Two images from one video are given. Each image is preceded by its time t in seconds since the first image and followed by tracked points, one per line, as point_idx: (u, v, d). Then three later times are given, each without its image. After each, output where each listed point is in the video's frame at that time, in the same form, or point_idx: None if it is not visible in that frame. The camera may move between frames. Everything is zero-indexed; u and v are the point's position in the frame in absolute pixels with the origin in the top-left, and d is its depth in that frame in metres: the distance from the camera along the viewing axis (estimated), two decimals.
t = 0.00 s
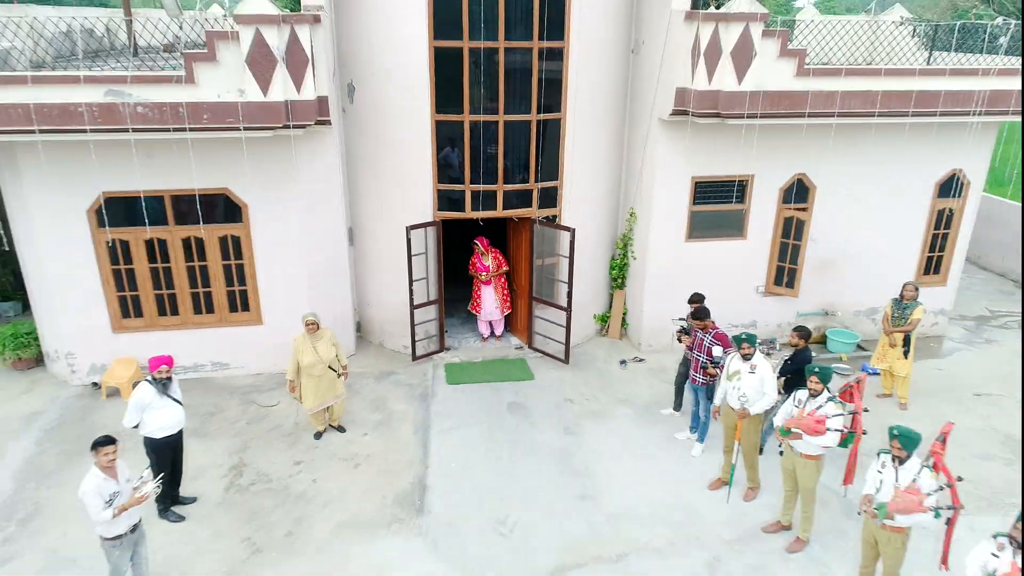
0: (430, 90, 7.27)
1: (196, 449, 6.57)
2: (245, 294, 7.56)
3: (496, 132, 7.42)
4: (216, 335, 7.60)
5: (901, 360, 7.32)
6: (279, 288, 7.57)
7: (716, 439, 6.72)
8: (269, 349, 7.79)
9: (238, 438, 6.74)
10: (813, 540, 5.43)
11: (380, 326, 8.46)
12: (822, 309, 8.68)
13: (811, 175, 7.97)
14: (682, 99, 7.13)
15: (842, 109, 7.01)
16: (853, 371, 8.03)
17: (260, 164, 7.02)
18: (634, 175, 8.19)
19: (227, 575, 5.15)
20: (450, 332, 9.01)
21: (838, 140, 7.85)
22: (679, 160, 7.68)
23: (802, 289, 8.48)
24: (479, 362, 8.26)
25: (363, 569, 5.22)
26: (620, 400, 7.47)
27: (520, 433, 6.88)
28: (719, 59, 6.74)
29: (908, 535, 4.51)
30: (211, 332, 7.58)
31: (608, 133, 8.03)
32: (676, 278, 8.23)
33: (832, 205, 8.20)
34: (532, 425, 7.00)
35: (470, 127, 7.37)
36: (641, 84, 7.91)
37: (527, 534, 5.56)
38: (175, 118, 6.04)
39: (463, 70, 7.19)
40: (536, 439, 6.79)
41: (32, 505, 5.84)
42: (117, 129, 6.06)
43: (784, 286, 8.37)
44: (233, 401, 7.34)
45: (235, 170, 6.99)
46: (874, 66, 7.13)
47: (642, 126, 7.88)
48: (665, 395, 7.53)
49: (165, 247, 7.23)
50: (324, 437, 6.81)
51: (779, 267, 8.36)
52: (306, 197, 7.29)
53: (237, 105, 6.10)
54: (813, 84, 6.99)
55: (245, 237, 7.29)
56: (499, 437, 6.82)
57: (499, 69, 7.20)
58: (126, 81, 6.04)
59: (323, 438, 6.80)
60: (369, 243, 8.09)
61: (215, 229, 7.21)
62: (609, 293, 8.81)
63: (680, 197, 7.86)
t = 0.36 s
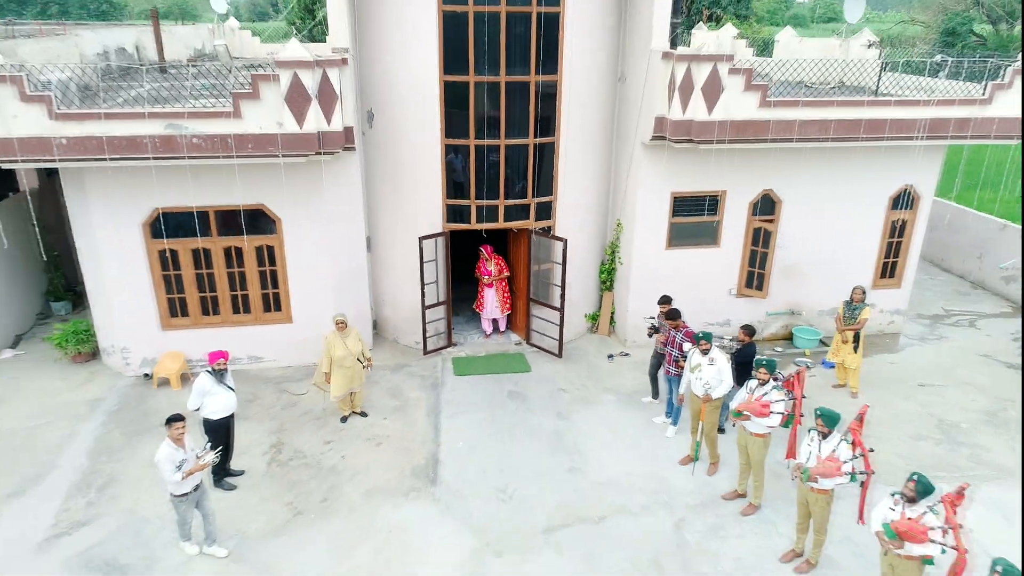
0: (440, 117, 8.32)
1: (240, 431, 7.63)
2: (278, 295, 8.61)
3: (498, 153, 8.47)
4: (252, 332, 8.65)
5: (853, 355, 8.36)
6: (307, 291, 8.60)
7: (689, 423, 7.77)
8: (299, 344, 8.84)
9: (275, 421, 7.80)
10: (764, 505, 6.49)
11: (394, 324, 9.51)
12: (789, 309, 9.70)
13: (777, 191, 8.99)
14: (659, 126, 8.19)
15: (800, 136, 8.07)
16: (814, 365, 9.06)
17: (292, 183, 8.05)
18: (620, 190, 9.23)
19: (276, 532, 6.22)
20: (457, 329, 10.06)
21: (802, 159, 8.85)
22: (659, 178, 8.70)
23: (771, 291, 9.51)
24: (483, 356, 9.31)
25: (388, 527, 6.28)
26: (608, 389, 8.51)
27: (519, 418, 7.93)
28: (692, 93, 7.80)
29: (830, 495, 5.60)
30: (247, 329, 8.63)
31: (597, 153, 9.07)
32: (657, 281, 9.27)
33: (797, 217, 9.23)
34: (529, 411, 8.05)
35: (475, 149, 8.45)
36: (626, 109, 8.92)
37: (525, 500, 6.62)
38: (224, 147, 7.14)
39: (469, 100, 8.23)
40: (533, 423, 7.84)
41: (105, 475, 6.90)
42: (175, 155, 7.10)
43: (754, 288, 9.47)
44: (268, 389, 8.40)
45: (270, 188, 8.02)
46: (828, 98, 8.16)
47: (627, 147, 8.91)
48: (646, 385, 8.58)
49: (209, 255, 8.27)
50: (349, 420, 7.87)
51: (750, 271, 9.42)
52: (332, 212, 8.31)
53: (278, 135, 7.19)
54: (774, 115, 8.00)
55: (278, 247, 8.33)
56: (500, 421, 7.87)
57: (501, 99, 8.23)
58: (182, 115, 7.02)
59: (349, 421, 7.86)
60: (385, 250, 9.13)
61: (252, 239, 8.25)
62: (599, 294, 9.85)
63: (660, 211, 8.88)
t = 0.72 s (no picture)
0: (449, 144, 9.39)
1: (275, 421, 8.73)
2: (305, 301, 9.70)
3: (500, 175, 9.55)
4: (282, 334, 9.75)
5: (814, 355, 9.44)
6: (331, 297, 9.69)
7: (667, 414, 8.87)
8: (323, 344, 9.95)
9: (305, 412, 8.91)
10: (728, 485, 7.60)
11: (407, 326, 10.62)
12: (761, 313, 10.78)
13: (749, 207, 10.05)
14: (642, 152, 9.32)
15: (766, 161, 9.16)
16: (782, 363, 10.15)
17: (319, 203, 9.14)
18: (609, 207, 10.32)
19: (313, 506, 7.33)
20: (463, 330, 11.15)
21: (771, 180, 9.91)
22: (644, 196, 9.77)
23: (745, 297, 10.59)
24: (487, 355, 10.41)
25: (407, 502, 7.39)
26: (597, 385, 9.61)
27: (519, 410, 9.03)
28: (670, 125, 8.86)
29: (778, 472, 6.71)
30: (278, 331, 9.74)
31: (589, 173, 10.14)
32: (643, 289, 10.34)
33: (767, 231, 10.29)
34: (528, 404, 9.15)
35: (479, 171, 9.54)
36: (615, 135, 10.00)
37: (523, 480, 7.73)
38: (262, 174, 8.27)
39: (475, 129, 9.31)
40: (531, 414, 8.94)
41: (163, 458, 8.01)
42: (220, 181, 8.22)
43: (730, 294, 10.61)
44: (297, 385, 9.52)
45: (300, 208, 9.11)
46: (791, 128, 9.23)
47: (616, 168, 9.99)
48: (631, 381, 9.67)
49: (244, 266, 9.36)
50: (370, 412, 8.97)
51: (726, 279, 10.52)
52: (353, 228, 9.40)
53: (309, 163, 8.31)
54: (743, 143, 9.08)
55: (306, 259, 9.43)
56: (502, 413, 8.98)
57: (503, 128, 9.31)
58: (227, 147, 8.13)
59: (369, 412, 8.96)
60: (400, 260, 10.22)
61: (283, 251, 9.35)
62: (591, 298, 10.94)
63: (645, 226, 9.95)
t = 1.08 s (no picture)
0: (456, 166, 10.54)
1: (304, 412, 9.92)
2: (328, 306, 10.87)
3: (502, 194, 10.70)
4: (307, 335, 10.92)
5: (782, 355, 10.60)
6: (351, 303, 10.86)
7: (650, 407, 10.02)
8: (344, 345, 11.11)
9: (330, 405, 10.08)
10: (700, 468, 8.76)
11: (418, 328, 11.77)
12: (738, 316, 11.93)
13: (726, 222, 11.18)
14: (629, 175, 10.46)
15: (738, 183, 10.34)
16: (755, 362, 11.30)
17: (341, 220, 10.29)
18: (601, 221, 11.46)
19: (341, 486, 8.51)
20: (468, 331, 12.30)
21: (745, 198, 11.05)
22: (631, 213, 10.90)
23: (722, 302, 11.74)
24: (490, 355, 11.58)
25: (422, 483, 8.57)
26: (589, 381, 10.78)
27: (518, 403, 10.20)
28: (653, 151, 10.00)
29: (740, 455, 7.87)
30: (303, 333, 10.90)
31: (582, 191, 11.27)
32: (631, 295, 11.48)
33: (743, 243, 11.42)
34: (526, 398, 10.32)
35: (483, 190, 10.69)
36: (605, 157, 11.14)
37: (523, 464, 8.90)
38: (294, 197, 9.43)
39: (480, 154, 10.45)
40: (529, 407, 10.11)
41: (208, 444, 9.19)
42: (257, 203, 9.38)
43: (709, 300, 11.77)
44: (322, 380, 10.70)
45: (324, 224, 10.27)
46: (760, 153, 10.39)
47: (606, 187, 11.13)
48: (619, 378, 10.83)
49: (275, 276, 10.52)
50: (388, 405, 10.13)
51: (705, 286, 11.66)
52: (372, 242, 10.55)
53: (335, 187, 9.47)
54: (718, 166, 10.25)
55: (329, 269, 10.59)
56: (503, 406, 10.15)
57: (505, 153, 10.46)
58: (263, 173, 9.29)
59: (387, 406, 10.12)
60: (411, 270, 11.37)
61: (309, 263, 10.51)
62: (584, 303, 12.08)
63: (632, 239, 11.09)
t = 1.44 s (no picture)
0: (463, 184, 11.75)
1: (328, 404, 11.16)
2: (348, 309, 12.11)
3: (504, 208, 11.92)
4: (329, 334, 12.17)
5: (755, 353, 11.81)
6: (369, 305, 12.10)
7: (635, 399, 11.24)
8: (361, 343, 12.35)
9: (351, 397, 11.33)
10: (678, 452, 10.00)
11: (428, 328, 13.01)
12: (717, 317, 13.15)
13: (706, 232, 12.39)
14: (617, 192, 11.68)
15: (714, 199, 11.60)
16: (732, 359, 12.53)
17: (361, 232, 11.52)
18: (593, 232, 12.67)
19: (364, 467, 9.76)
20: (473, 331, 13.54)
21: (723, 211, 12.28)
22: (620, 225, 12.13)
23: (703, 305, 12.96)
24: (493, 352, 12.82)
25: (435, 465, 9.81)
26: (582, 376, 12.00)
27: (518, 396, 11.44)
28: (639, 171, 11.24)
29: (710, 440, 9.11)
30: (326, 332, 12.15)
31: (576, 205, 12.48)
32: (620, 298, 12.70)
33: (721, 252, 12.64)
34: (526, 392, 11.56)
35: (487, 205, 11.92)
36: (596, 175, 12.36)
37: (523, 449, 10.13)
38: (320, 213, 10.70)
39: (485, 173, 11.66)
40: (528, 399, 11.35)
41: (245, 431, 10.44)
42: (288, 218, 10.65)
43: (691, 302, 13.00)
44: (342, 375, 11.94)
45: (345, 236, 11.51)
46: (735, 173, 11.65)
47: (598, 202, 12.34)
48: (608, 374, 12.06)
49: (301, 282, 11.76)
50: (403, 397, 11.39)
51: (688, 290, 12.88)
52: (387, 252, 11.78)
53: (357, 203, 10.77)
54: (697, 185, 11.50)
55: (349, 275, 11.83)
56: (505, 398, 11.38)
57: (507, 172, 11.67)
58: (294, 193, 10.57)
59: (402, 398, 11.37)
60: (422, 275, 12.60)
61: (332, 270, 11.76)
62: (579, 305, 13.30)
63: (621, 248, 12.30)
